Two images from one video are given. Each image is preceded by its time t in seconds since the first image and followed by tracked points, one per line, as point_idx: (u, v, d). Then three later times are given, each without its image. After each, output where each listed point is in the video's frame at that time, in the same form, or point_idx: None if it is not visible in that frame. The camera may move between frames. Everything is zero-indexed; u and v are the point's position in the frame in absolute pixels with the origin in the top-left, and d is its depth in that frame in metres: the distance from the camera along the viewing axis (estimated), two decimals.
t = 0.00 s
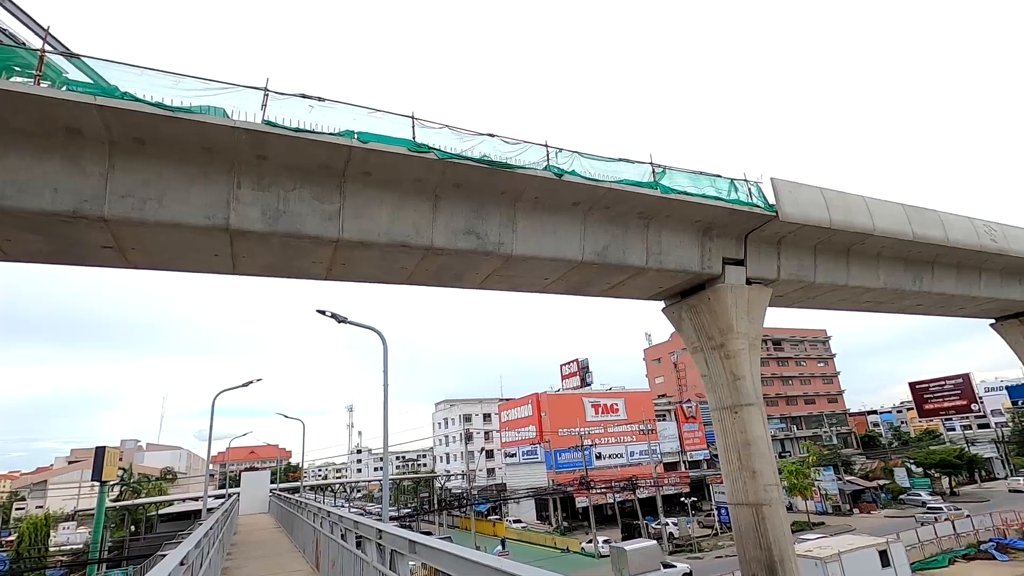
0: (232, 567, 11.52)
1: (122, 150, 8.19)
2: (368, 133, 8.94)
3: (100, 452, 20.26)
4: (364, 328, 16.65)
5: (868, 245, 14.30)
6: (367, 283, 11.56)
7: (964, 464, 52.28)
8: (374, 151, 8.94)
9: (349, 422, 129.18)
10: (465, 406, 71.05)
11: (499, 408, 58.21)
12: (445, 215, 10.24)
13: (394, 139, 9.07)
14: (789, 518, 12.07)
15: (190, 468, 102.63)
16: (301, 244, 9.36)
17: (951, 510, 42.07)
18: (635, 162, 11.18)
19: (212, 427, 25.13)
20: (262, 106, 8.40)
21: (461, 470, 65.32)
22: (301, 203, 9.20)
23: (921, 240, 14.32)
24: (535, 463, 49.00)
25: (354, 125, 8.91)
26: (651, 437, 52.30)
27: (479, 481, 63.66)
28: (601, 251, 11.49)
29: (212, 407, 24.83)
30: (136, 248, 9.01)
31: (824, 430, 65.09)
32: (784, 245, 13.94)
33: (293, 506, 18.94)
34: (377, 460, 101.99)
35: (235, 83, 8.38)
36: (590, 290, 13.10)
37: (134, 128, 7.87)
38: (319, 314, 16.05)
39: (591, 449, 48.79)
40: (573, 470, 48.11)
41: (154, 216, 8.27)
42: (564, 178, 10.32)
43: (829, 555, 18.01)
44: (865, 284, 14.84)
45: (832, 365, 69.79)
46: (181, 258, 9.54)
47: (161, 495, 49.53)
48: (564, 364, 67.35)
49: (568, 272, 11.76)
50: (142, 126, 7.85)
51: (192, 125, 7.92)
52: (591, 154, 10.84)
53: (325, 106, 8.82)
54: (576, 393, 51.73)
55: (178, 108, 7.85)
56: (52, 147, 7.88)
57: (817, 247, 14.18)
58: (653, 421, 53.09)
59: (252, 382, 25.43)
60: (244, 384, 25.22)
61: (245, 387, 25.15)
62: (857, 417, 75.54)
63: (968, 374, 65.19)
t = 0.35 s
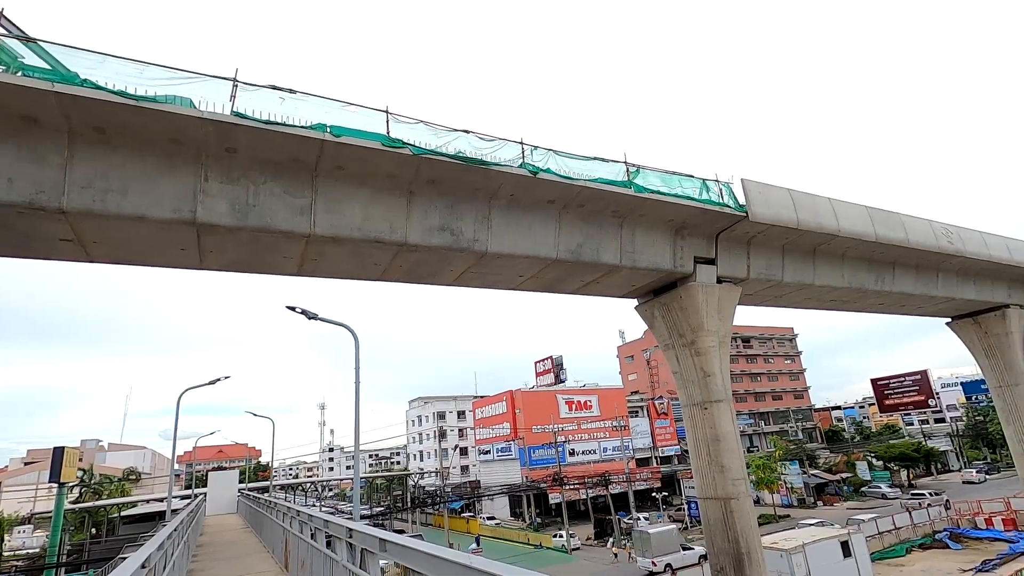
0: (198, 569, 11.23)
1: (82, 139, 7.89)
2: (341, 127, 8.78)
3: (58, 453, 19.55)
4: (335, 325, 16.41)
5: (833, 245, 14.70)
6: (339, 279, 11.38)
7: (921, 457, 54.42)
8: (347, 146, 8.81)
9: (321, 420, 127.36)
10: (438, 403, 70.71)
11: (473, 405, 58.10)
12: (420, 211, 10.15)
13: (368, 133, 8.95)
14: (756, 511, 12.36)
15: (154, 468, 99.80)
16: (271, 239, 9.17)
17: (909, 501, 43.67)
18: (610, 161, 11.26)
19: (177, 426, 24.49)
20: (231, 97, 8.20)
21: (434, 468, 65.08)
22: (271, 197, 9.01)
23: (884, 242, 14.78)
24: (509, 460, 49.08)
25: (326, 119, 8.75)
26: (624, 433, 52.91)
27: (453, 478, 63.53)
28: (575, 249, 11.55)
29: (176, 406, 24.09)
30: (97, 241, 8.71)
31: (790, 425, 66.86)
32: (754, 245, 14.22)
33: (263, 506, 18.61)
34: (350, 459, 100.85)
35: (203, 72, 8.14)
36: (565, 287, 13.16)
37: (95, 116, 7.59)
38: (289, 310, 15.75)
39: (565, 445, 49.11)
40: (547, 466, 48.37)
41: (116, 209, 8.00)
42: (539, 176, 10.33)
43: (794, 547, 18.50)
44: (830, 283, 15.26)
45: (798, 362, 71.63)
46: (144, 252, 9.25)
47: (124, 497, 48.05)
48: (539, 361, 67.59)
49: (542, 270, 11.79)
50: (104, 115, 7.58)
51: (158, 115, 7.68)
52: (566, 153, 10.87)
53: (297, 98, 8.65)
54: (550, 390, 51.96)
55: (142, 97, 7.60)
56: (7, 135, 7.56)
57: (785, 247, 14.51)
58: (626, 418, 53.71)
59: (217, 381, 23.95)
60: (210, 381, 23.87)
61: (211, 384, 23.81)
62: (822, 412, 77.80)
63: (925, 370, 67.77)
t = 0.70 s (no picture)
0: (161, 568, 10.94)
1: (41, 123, 7.60)
2: (316, 118, 8.64)
3: (14, 449, 18.84)
4: (307, 319, 16.15)
5: (802, 247, 15.05)
6: (313, 273, 11.20)
7: (881, 455, 56.20)
8: (322, 137, 8.67)
9: (292, 416, 125.23)
10: (412, 400, 70.22)
11: (447, 401, 57.94)
12: (396, 206, 10.05)
13: (343, 126, 8.82)
14: (724, 508, 12.60)
15: (116, 465, 96.94)
16: (242, 230, 8.97)
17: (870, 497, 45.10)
18: (586, 160, 11.31)
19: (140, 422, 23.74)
20: (202, 84, 7.99)
21: (407, 465, 64.71)
22: (242, 188, 8.82)
23: (850, 245, 15.19)
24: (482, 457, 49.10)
25: (301, 109, 8.60)
26: (597, 430, 53.35)
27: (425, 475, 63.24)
28: (551, 247, 11.58)
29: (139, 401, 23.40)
30: (57, 230, 8.41)
31: (758, 423, 68.34)
32: (726, 246, 14.47)
33: (229, 505, 18.22)
34: (321, 456, 99.51)
35: (172, 58, 7.91)
36: (541, 285, 13.19)
37: (56, 99, 7.31)
38: (259, 304, 15.42)
39: (538, 442, 49.28)
40: (520, 463, 48.53)
41: (77, 196, 7.72)
42: (517, 173, 10.32)
43: (759, 542, 18.95)
44: (798, 285, 15.61)
45: (767, 362, 73.20)
46: (108, 241, 8.97)
47: (84, 495, 46.50)
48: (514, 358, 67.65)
49: (518, 267, 11.81)
50: (65, 98, 7.30)
51: (123, 100, 7.43)
52: (544, 151, 10.89)
53: (270, 87, 8.48)
54: (525, 387, 52.11)
55: (106, 81, 7.35)
56: None
57: (756, 249, 14.80)
58: (599, 415, 54.18)
59: (184, 375, 23.38)
60: (175, 377, 22.98)
61: (178, 379, 23.10)
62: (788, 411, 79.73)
63: (887, 371, 70.02)
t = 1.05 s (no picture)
0: (124, 564, 10.68)
1: None
2: (290, 107, 8.47)
3: None
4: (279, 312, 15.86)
5: (773, 247, 15.36)
6: (285, 264, 11.01)
7: (845, 449, 57.94)
8: (296, 126, 8.49)
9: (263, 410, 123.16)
10: (386, 394, 69.75)
11: (422, 395, 57.73)
12: (371, 198, 9.93)
13: (318, 115, 8.66)
14: (693, 501, 12.82)
15: (78, 459, 94.12)
16: (211, 220, 8.75)
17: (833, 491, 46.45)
18: (564, 156, 11.33)
19: (103, 416, 23.06)
20: (170, 69, 7.76)
21: (381, 459, 64.32)
22: (213, 176, 8.60)
23: (818, 246, 15.56)
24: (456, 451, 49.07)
25: (274, 96, 8.42)
26: (571, 425, 53.73)
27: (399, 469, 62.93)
28: (527, 242, 11.59)
29: (102, 394, 22.76)
30: (15, 216, 8.08)
31: (728, 418, 69.76)
32: (700, 244, 14.69)
33: (196, 500, 17.87)
34: (293, 450, 98.14)
35: (139, 40, 7.65)
36: (517, 280, 13.19)
37: (15, 80, 7.01)
38: (229, 295, 15.09)
39: (513, 437, 49.42)
40: (495, 458, 48.61)
41: (38, 181, 7.43)
42: (494, 168, 10.30)
43: (727, 534, 19.43)
44: (768, 283, 15.94)
45: (738, 359, 74.66)
46: (70, 229, 8.66)
47: (44, 491, 45.02)
48: (489, 353, 67.69)
49: (494, 262, 11.79)
50: (24, 79, 7.01)
51: (87, 82, 7.17)
52: (522, 146, 10.87)
53: (242, 74, 8.28)
54: (500, 381, 52.19)
55: (70, 62, 7.07)
56: None
57: (729, 247, 15.06)
58: (574, 410, 54.57)
59: (150, 367, 23.62)
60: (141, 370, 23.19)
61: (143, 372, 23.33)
62: (757, 406, 81.58)
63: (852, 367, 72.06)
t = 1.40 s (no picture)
0: (85, 563, 10.37)
1: None
2: (260, 94, 8.26)
3: None
4: (249, 304, 15.52)
5: (744, 244, 15.64)
6: (256, 256, 10.79)
7: (810, 441, 59.56)
8: (267, 114, 8.29)
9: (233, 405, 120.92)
10: (360, 388, 69.10)
11: (396, 389, 57.38)
12: (345, 189, 9.77)
13: (290, 103, 8.48)
14: (664, 493, 13.04)
15: (36, 455, 90.96)
16: (179, 209, 8.50)
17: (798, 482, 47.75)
18: (541, 151, 11.32)
19: (63, 410, 22.31)
20: (135, 52, 7.50)
21: (354, 453, 63.77)
22: (180, 164, 8.35)
23: (788, 243, 15.90)
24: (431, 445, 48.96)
25: (245, 84, 8.20)
26: (545, 418, 54.03)
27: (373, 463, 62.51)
28: (503, 236, 11.57)
29: (63, 388, 22.03)
30: None
31: (699, 412, 71.05)
32: (674, 240, 14.86)
33: (163, 496, 17.45)
34: (264, 445, 96.65)
35: (102, 21, 7.38)
36: (493, 274, 13.17)
37: None
38: (196, 287, 14.70)
39: (488, 431, 49.47)
40: (470, 451, 48.62)
41: None
42: (470, 161, 10.23)
43: (696, 524, 19.84)
44: (739, 280, 16.23)
45: (709, 353, 76.02)
46: (28, 216, 8.32)
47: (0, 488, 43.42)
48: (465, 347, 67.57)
49: (470, 255, 11.73)
50: None
51: (47, 64, 6.88)
52: (499, 139, 10.82)
53: (211, 59, 8.05)
54: (475, 375, 52.14)
55: (27, 42, 6.78)
56: None
57: (701, 244, 15.29)
58: (548, 403, 54.86)
59: (111, 361, 22.16)
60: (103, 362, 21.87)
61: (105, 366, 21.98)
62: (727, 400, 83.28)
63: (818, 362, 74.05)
